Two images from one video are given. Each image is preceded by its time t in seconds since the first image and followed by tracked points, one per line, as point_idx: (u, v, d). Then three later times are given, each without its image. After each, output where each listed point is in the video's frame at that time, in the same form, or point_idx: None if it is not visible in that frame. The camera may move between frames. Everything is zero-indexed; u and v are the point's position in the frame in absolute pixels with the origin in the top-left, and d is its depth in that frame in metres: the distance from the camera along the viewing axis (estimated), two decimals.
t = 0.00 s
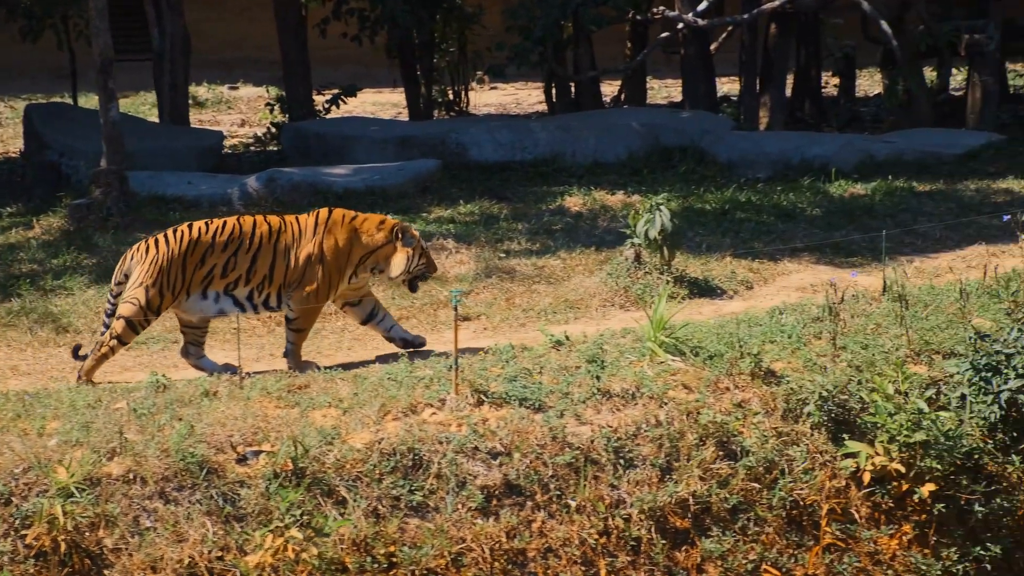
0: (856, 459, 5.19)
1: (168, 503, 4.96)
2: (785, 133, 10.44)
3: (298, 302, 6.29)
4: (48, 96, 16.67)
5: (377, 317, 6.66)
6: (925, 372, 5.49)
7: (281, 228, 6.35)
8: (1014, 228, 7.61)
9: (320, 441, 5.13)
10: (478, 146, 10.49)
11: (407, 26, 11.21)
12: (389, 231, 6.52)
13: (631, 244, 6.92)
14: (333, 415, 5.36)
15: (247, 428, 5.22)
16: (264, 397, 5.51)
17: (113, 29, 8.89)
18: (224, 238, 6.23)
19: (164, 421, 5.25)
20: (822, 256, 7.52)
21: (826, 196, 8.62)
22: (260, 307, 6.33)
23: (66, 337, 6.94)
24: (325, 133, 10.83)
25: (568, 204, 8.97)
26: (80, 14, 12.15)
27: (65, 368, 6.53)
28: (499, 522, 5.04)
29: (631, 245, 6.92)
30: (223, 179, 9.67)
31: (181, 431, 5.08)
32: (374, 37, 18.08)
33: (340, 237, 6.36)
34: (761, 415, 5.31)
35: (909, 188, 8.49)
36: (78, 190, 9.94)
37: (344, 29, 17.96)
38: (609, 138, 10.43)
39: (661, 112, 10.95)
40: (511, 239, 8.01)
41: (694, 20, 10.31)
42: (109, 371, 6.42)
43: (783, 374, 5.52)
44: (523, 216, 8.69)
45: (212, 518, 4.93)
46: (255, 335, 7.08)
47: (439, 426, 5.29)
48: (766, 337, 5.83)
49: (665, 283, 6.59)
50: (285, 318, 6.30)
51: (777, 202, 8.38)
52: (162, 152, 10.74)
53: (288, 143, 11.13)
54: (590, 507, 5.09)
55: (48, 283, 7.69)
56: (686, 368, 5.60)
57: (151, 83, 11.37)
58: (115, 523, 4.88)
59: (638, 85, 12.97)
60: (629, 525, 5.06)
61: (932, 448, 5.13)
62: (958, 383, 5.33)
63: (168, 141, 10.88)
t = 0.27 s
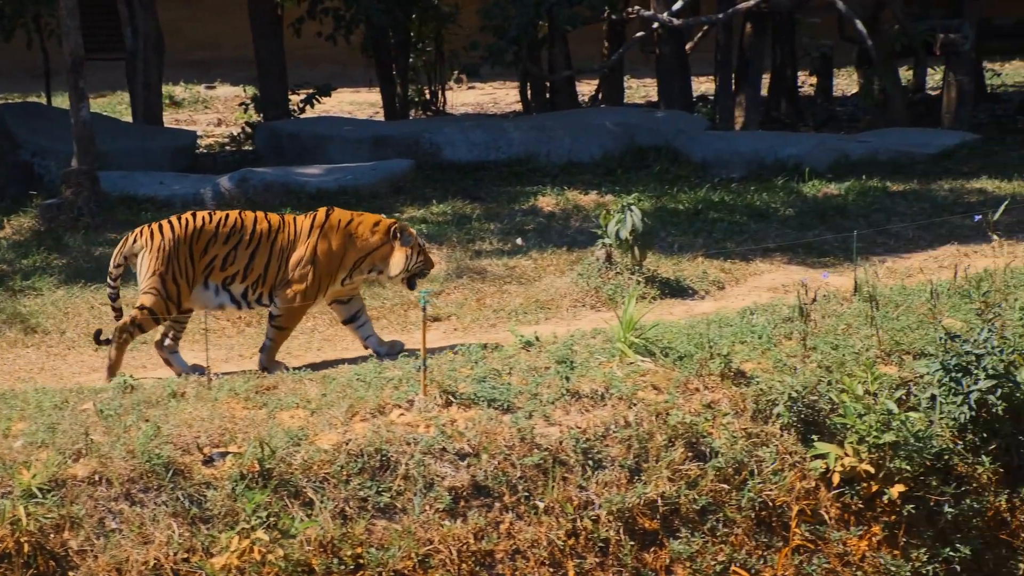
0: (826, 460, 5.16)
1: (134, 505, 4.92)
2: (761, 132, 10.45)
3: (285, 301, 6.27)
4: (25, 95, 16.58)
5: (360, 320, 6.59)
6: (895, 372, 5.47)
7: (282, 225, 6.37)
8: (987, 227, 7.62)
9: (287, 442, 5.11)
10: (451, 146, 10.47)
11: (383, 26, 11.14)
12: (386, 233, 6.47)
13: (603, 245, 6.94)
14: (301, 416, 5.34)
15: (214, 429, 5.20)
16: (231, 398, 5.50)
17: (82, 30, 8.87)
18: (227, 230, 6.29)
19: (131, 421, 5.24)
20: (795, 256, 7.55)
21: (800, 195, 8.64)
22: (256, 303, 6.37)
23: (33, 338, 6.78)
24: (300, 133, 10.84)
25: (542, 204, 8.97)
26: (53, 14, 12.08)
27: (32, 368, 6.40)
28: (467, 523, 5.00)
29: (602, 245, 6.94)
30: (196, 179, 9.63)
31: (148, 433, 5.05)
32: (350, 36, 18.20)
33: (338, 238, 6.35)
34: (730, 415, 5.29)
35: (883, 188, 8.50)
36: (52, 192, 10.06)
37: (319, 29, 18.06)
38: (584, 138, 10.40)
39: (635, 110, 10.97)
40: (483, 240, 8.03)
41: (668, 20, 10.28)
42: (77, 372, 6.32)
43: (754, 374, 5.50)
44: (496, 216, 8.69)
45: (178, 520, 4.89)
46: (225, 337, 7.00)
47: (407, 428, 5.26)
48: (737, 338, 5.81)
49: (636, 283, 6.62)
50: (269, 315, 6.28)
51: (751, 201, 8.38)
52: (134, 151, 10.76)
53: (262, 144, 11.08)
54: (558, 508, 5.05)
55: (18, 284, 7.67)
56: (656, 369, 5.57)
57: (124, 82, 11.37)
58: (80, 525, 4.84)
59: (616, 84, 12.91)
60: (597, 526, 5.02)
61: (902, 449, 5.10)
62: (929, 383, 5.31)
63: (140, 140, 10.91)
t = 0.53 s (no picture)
0: (802, 461, 5.15)
1: (107, 506, 4.90)
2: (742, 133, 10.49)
3: (282, 299, 6.26)
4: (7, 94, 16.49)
5: (343, 315, 6.56)
6: (872, 373, 5.46)
7: (283, 221, 6.36)
8: (966, 227, 7.70)
9: (261, 443, 5.08)
10: (432, 146, 10.44)
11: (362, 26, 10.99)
12: (386, 231, 6.52)
13: (580, 245, 6.96)
14: (276, 417, 5.33)
15: (188, 430, 5.17)
16: (206, 399, 5.49)
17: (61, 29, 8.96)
18: (229, 226, 6.29)
19: (106, 422, 5.24)
20: (773, 256, 7.58)
21: (779, 195, 8.69)
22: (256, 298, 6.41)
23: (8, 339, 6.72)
24: (279, 132, 10.85)
25: (521, 205, 8.99)
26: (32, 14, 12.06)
27: (7, 369, 6.32)
28: (442, 525, 4.98)
29: (579, 245, 6.96)
30: (176, 179, 9.67)
31: (122, 434, 5.04)
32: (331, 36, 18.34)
33: (339, 236, 6.36)
34: (707, 416, 5.27)
35: (862, 189, 8.61)
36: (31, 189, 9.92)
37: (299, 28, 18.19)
38: (564, 138, 10.42)
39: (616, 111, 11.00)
40: (461, 240, 8.04)
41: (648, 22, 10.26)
42: (53, 372, 6.23)
43: (730, 375, 5.49)
44: (476, 216, 8.71)
45: (152, 522, 4.87)
46: (202, 338, 7.00)
47: (382, 429, 5.24)
48: (714, 338, 5.80)
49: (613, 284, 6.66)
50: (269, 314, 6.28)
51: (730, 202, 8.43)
52: (112, 152, 10.74)
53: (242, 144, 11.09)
54: (533, 509, 5.03)
55: None
56: (633, 369, 5.57)
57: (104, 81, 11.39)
58: (53, 526, 4.81)
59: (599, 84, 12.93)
60: (573, 528, 5.00)
61: (878, 451, 5.07)
62: (905, 384, 5.29)
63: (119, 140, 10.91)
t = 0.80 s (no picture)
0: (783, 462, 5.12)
1: (85, 507, 4.88)
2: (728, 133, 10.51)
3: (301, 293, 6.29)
4: None
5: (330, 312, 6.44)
6: (854, 373, 5.44)
7: (287, 214, 6.33)
8: (949, 227, 7.70)
9: (239, 444, 5.06)
10: (415, 144, 10.46)
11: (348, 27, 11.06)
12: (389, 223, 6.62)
13: (563, 245, 6.97)
14: (256, 417, 5.32)
15: (166, 430, 5.16)
16: (186, 399, 5.48)
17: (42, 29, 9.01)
18: (233, 222, 6.24)
19: (84, 423, 5.23)
20: (757, 256, 7.59)
21: (764, 195, 8.72)
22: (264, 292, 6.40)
23: None
24: (265, 131, 10.80)
25: (505, 205, 9.00)
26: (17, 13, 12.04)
27: None
28: (421, 525, 4.96)
29: (562, 245, 6.97)
30: (160, 178, 9.67)
31: (100, 434, 5.02)
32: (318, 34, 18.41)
33: (347, 229, 6.42)
34: (687, 417, 5.26)
35: (848, 189, 8.62)
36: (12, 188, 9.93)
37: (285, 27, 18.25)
38: (549, 138, 10.44)
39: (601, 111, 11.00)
40: (445, 239, 8.04)
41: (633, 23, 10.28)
42: (32, 372, 6.22)
43: (711, 375, 5.46)
44: (459, 216, 8.69)
45: (130, 522, 4.85)
46: (184, 337, 6.97)
47: (361, 429, 5.22)
48: (696, 338, 5.79)
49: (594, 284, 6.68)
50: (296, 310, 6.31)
51: (714, 202, 8.44)
52: (95, 151, 10.75)
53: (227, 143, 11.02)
54: (512, 510, 5.01)
55: None
56: (614, 370, 5.55)
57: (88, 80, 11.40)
58: (30, 527, 4.79)
59: (587, 83, 12.95)
60: (553, 528, 4.97)
61: (860, 451, 5.04)
62: (887, 384, 5.26)
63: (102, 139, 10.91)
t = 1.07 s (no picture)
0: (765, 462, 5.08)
1: (63, 507, 4.87)
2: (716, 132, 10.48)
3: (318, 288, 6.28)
4: None
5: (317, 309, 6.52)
6: (836, 373, 5.42)
7: (292, 213, 6.36)
8: (934, 227, 7.69)
9: (219, 444, 5.04)
10: (402, 144, 10.47)
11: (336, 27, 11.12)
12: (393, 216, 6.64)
13: (546, 245, 6.99)
14: (236, 416, 5.32)
15: (146, 430, 5.15)
16: (166, 399, 5.48)
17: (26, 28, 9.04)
18: (238, 223, 6.25)
19: (62, 423, 5.22)
20: (742, 255, 7.60)
21: (749, 195, 8.74)
22: (272, 290, 6.38)
23: None
24: (252, 129, 10.79)
25: (491, 204, 9.00)
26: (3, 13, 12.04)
27: None
28: (401, 526, 4.93)
29: (546, 245, 6.99)
30: (147, 177, 9.70)
31: (79, 434, 5.02)
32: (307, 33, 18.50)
33: (353, 225, 6.46)
34: (669, 417, 5.23)
35: (833, 189, 8.63)
36: None
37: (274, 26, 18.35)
38: (536, 138, 10.46)
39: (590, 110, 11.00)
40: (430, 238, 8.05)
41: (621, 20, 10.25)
42: (13, 372, 6.21)
43: (693, 375, 5.45)
44: (444, 216, 8.68)
45: (108, 523, 4.83)
46: (166, 335, 6.99)
47: (342, 429, 5.20)
48: (678, 337, 5.78)
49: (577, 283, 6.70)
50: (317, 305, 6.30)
51: (700, 202, 8.44)
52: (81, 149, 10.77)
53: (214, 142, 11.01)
54: (493, 510, 4.98)
55: None
56: (595, 369, 5.54)
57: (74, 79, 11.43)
58: (8, 527, 4.78)
59: (578, 83, 12.95)
60: (533, 529, 4.95)
61: (842, 451, 5.02)
62: (870, 384, 5.24)
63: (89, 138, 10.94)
